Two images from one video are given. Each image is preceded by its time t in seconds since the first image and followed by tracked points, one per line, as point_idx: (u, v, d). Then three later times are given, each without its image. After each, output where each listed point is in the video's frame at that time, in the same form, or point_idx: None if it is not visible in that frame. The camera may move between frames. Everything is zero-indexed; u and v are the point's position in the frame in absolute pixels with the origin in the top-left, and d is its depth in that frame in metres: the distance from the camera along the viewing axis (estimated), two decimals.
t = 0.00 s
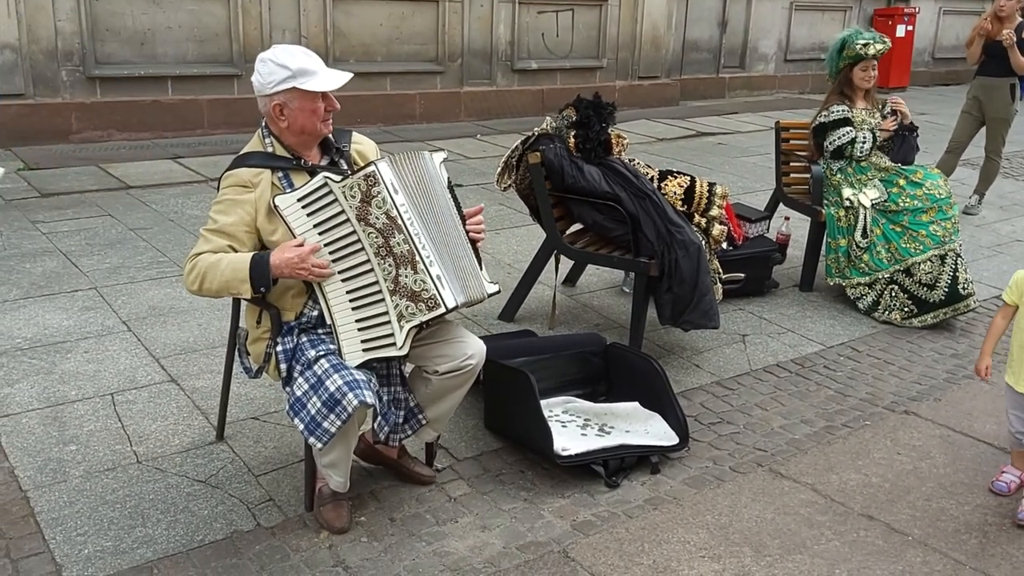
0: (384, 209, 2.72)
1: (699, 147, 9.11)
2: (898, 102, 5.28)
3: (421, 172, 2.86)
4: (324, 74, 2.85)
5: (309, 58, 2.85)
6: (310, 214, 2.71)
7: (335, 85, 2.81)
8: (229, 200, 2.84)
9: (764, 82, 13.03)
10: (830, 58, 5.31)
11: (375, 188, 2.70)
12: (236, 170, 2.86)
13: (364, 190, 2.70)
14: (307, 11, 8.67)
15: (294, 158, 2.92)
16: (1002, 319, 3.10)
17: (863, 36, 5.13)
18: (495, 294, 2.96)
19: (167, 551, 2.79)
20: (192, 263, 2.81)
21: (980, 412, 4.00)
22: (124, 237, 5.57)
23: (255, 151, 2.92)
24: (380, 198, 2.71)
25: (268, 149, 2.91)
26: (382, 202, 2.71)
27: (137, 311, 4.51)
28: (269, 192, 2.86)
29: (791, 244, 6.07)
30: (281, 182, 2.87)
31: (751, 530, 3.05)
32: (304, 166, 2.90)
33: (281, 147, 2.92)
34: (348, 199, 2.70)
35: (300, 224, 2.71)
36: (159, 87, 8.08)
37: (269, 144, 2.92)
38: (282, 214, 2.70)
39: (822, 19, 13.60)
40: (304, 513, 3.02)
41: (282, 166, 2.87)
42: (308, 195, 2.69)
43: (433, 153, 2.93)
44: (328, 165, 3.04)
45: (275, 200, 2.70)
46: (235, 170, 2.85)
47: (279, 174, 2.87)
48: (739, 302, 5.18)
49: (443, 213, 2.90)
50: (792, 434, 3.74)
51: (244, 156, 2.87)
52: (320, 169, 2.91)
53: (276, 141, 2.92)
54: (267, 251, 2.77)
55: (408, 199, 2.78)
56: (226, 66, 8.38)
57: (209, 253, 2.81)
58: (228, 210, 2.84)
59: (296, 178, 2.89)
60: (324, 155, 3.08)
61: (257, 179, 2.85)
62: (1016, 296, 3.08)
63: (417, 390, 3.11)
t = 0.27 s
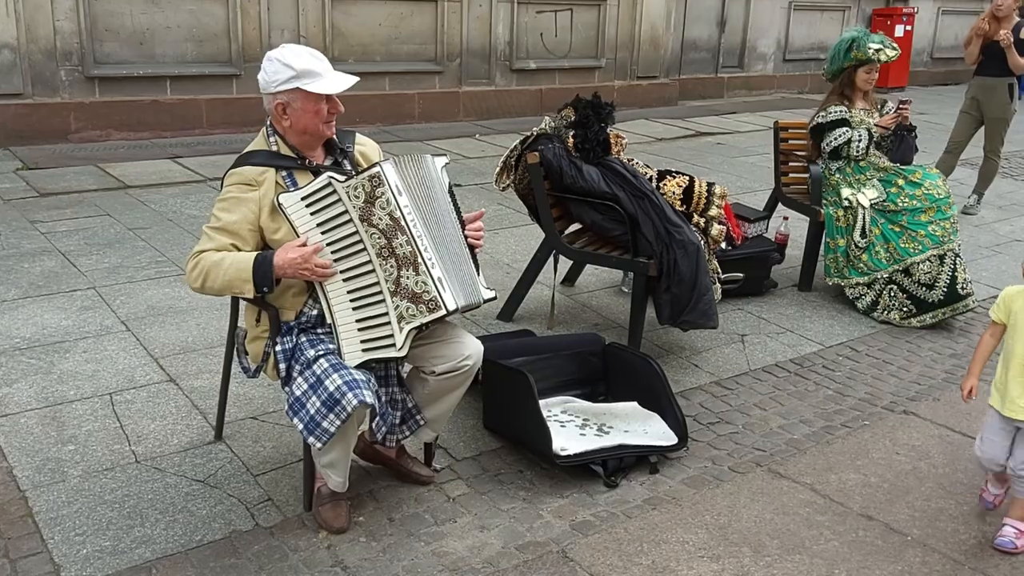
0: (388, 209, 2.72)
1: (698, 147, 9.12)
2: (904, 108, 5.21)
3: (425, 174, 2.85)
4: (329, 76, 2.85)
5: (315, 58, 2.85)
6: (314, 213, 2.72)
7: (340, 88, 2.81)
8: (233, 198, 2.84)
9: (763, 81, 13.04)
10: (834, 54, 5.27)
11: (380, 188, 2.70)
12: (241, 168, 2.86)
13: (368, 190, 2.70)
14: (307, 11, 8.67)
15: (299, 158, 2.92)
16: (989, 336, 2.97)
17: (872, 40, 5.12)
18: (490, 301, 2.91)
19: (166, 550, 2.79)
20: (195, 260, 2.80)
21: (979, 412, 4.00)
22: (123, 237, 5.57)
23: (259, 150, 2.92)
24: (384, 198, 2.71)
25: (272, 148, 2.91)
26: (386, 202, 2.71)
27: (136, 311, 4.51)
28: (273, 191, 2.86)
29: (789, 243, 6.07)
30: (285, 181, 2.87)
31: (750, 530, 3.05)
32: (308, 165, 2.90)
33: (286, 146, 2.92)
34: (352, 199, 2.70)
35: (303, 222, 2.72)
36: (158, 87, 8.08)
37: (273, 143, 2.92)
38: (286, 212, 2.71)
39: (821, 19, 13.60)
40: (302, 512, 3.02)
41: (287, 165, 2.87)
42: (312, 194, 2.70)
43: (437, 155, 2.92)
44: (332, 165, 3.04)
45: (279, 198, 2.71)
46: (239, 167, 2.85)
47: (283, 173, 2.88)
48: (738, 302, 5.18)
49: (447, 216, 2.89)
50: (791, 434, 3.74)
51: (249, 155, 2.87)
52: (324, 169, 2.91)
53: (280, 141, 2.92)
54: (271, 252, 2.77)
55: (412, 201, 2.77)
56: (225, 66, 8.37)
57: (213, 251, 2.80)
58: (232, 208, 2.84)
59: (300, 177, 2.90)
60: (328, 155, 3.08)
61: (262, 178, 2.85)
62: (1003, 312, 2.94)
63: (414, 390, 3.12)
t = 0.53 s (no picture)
0: (394, 210, 2.72)
1: (699, 148, 9.11)
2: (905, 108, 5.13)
3: (430, 177, 2.87)
4: (336, 77, 2.85)
5: (324, 58, 2.85)
6: (320, 212, 2.72)
7: (347, 88, 2.81)
8: (240, 196, 2.84)
9: (764, 82, 13.02)
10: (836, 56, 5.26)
11: (386, 189, 2.71)
12: (249, 166, 2.86)
13: (375, 191, 2.70)
14: (308, 12, 8.67)
15: (305, 157, 2.91)
16: (962, 353, 2.82)
17: (876, 42, 5.11)
18: (490, 304, 2.91)
19: (168, 552, 2.79)
20: (202, 257, 2.80)
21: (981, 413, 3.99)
22: (124, 238, 5.57)
23: (266, 149, 2.92)
24: (391, 199, 2.72)
25: (279, 147, 2.91)
26: (392, 203, 2.72)
27: (138, 312, 4.51)
28: (280, 190, 2.86)
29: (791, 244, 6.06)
30: (292, 180, 2.88)
31: (752, 531, 3.04)
32: (315, 165, 2.90)
33: (293, 145, 2.92)
34: (359, 200, 2.71)
35: (310, 220, 2.72)
36: (160, 88, 8.08)
37: (281, 141, 2.92)
38: (293, 212, 2.71)
39: (822, 20, 13.60)
40: (304, 513, 3.02)
41: (294, 165, 2.87)
42: (319, 193, 2.70)
43: (441, 158, 2.93)
44: (339, 165, 3.04)
45: (286, 197, 2.72)
46: (247, 165, 2.85)
47: (291, 172, 2.88)
48: (740, 302, 5.18)
49: (450, 219, 2.90)
50: (792, 435, 3.73)
51: (256, 153, 2.87)
52: (331, 169, 2.91)
53: (288, 140, 2.92)
54: (279, 251, 2.77)
55: (418, 202, 2.79)
56: (227, 66, 8.37)
57: (220, 249, 2.80)
58: (239, 206, 2.84)
59: (307, 176, 2.90)
60: (334, 156, 3.07)
61: (269, 177, 2.85)
62: (975, 328, 2.78)
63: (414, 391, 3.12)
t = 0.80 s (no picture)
0: (395, 209, 2.73)
1: (697, 145, 9.11)
2: (902, 107, 5.07)
3: (429, 175, 2.88)
4: (338, 75, 2.85)
5: (325, 56, 2.85)
6: (322, 210, 2.72)
7: (347, 89, 2.80)
8: (242, 191, 2.83)
9: (762, 79, 13.02)
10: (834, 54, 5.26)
11: (387, 188, 2.71)
12: (250, 162, 2.86)
13: (376, 189, 2.71)
14: (307, 10, 8.66)
15: (307, 154, 2.92)
16: (928, 357, 2.73)
17: (874, 40, 5.09)
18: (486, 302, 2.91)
19: (166, 550, 2.79)
20: (203, 253, 2.80)
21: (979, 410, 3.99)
22: (122, 236, 5.56)
23: (268, 145, 2.92)
24: (391, 198, 2.72)
25: (281, 144, 2.91)
26: (393, 202, 2.72)
27: (136, 310, 4.51)
28: (282, 187, 2.86)
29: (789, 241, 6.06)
30: (293, 177, 2.88)
31: (750, 529, 3.04)
32: (316, 162, 2.90)
33: (295, 143, 2.92)
34: (359, 198, 2.70)
35: (311, 218, 2.72)
36: (158, 86, 8.07)
37: (281, 139, 2.92)
38: (294, 209, 2.72)
39: (820, 17, 13.59)
40: (302, 511, 3.02)
41: (295, 162, 2.87)
42: (319, 191, 2.70)
43: (439, 157, 2.94)
44: (340, 163, 3.04)
45: (287, 194, 2.72)
46: (249, 162, 2.85)
47: (292, 169, 2.88)
48: (738, 300, 5.18)
49: (449, 216, 2.91)
50: (790, 432, 3.74)
51: (257, 150, 2.87)
52: (332, 167, 2.91)
53: (290, 137, 2.92)
54: (281, 247, 2.76)
55: (418, 200, 2.79)
56: (225, 64, 8.37)
57: (221, 245, 2.80)
58: (241, 202, 2.83)
59: (308, 173, 2.90)
60: (335, 153, 3.07)
61: (271, 173, 2.85)
62: (943, 331, 2.69)
63: (412, 389, 3.12)
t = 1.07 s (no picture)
0: (396, 210, 2.73)
1: (697, 146, 9.11)
2: (903, 108, 5.10)
3: (429, 176, 2.88)
4: (337, 78, 2.85)
5: (326, 59, 2.86)
6: (322, 211, 2.72)
7: (346, 92, 2.80)
8: (243, 194, 2.84)
9: (763, 80, 13.02)
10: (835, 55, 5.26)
11: (389, 190, 2.71)
12: (251, 165, 2.86)
13: (377, 191, 2.71)
14: (308, 11, 8.67)
15: (308, 157, 2.92)
16: (918, 380, 2.65)
17: (876, 43, 5.09)
18: (486, 303, 2.91)
19: (166, 550, 2.79)
20: (206, 255, 2.80)
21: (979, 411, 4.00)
22: (124, 237, 5.57)
23: (268, 147, 2.92)
24: (392, 200, 2.73)
25: (281, 147, 2.91)
26: (394, 203, 2.72)
27: (137, 311, 4.51)
28: (283, 189, 2.86)
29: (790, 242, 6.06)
30: (294, 179, 2.88)
31: (750, 530, 3.05)
32: (317, 165, 2.90)
33: (296, 146, 2.92)
34: (360, 200, 2.71)
35: (312, 220, 2.72)
36: (159, 87, 8.08)
37: (283, 141, 2.91)
38: (295, 211, 2.71)
39: (821, 18, 13.59)
40: (302, 512, 3.02)
41: (297, 164, 2.87)
42: (320, 192, 2.71)
43: (438, 158, 2.93)
44: (340, 165, 3.05)
45: (288, 196, 2.71)
46: (250, 164, 2.85)
47: (293, 172, 2.88)
48: (738, 301, 5.18)
49: (450, 217, 2.92)
50: (791, 433, 3.74)
51: (258, 152, 2.88)
52: (333, 169, 2.92)
53: (291, 140, 2.91)
54: (283, 250, 2.77)
55: (419, 202, 2.80)
56: (226, 65, 8.37)
57: (223, 248, 2.80)
58: (242, 204, 2.84)
59: (309, 176, 2.90)
60: (336, 155, 3.08)
61: (272, 175, 2.85)
62: (932, 353, 2.60)
63: (412, 390, 3.12)
